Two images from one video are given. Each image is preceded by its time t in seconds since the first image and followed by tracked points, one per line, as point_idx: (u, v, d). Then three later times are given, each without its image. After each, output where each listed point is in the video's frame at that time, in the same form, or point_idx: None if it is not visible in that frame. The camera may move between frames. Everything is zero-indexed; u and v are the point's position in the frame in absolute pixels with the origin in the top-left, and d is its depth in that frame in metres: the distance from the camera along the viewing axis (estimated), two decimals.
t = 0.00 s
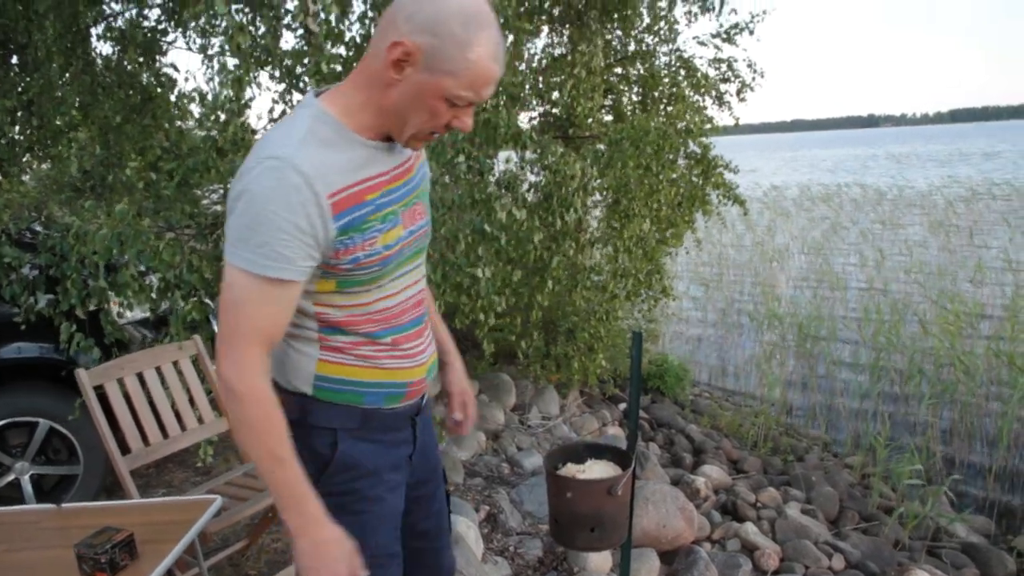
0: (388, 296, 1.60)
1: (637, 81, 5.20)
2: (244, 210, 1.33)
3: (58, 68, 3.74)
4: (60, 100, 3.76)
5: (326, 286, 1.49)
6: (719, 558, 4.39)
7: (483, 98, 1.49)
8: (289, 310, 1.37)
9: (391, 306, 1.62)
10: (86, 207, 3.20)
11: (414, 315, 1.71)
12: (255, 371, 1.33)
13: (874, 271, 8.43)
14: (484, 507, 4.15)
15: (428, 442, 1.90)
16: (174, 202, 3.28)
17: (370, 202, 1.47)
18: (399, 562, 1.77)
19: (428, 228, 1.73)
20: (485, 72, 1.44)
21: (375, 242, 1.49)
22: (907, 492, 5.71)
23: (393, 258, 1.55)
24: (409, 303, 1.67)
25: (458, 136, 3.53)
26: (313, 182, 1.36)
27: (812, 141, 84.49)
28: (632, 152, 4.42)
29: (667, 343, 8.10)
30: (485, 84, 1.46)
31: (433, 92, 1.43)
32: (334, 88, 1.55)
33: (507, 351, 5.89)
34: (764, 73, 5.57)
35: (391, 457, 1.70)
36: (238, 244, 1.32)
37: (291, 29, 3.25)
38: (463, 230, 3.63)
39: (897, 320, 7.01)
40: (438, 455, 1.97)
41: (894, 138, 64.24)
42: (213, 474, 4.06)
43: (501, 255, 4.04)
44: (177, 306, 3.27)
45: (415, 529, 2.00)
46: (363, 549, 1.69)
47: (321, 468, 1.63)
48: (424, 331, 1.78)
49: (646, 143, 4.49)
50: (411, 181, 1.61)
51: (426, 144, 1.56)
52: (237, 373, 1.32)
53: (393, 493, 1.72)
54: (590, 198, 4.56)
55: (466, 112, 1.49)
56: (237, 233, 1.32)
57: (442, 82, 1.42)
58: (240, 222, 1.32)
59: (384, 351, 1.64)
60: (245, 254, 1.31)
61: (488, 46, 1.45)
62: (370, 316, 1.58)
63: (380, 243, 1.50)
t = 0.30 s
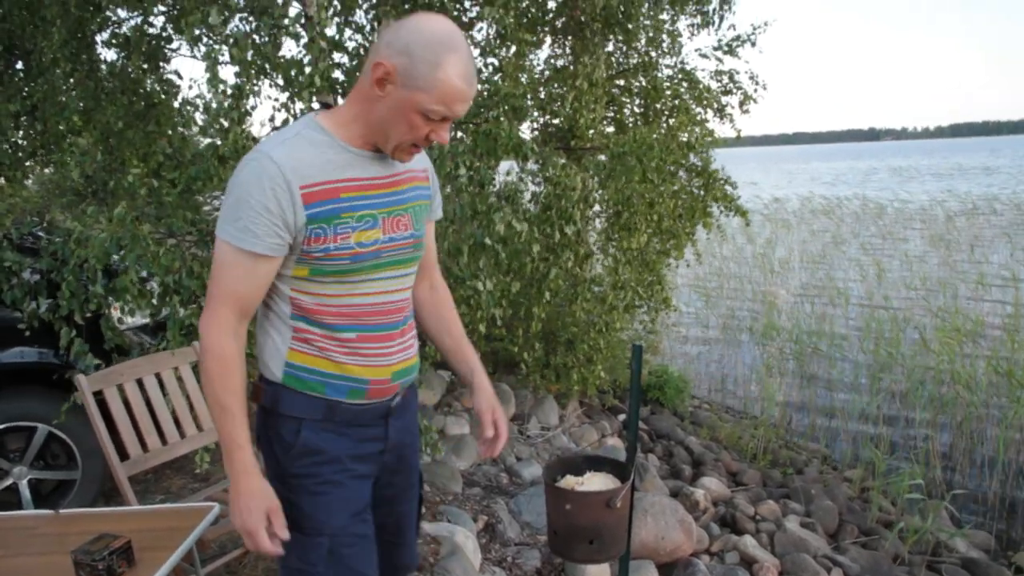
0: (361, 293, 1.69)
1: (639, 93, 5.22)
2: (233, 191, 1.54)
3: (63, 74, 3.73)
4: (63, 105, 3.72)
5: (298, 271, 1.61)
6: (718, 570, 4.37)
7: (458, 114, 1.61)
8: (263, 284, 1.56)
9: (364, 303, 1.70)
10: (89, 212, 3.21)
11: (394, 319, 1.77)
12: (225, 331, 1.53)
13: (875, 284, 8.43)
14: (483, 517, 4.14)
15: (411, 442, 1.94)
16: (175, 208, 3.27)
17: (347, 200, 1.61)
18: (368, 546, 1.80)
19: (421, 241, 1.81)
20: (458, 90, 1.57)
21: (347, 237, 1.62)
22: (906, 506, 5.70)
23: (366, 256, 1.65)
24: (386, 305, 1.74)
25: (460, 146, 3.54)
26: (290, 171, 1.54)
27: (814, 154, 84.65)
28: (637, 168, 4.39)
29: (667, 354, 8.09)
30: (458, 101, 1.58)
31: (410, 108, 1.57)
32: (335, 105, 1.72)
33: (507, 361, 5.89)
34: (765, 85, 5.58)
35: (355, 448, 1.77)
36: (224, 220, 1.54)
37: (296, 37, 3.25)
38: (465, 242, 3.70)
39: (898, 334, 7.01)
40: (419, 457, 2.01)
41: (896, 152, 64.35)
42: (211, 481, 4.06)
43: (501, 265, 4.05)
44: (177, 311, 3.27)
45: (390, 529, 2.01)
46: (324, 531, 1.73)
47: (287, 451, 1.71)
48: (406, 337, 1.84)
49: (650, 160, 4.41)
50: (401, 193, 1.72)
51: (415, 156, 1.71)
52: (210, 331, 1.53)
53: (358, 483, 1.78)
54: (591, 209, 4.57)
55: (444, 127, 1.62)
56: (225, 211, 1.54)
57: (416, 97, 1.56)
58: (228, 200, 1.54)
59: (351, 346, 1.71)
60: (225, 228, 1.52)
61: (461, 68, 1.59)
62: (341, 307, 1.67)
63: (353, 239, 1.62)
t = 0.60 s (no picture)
0: (353, 293, 1.78)
1: (646, 110, 5.27)
2: (248, 185, 1.71)
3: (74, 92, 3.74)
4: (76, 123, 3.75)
5: (294, 264, 1.74)
6: None
7: (459, 134, 1.76)
8: (262, 272, 1.71)
9: (355, 304, 1.78)
10: (99, 230, 3.24)
11: (386, 326, 1.84)
12: (224, 314, 1.70)
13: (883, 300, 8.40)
14: (489, 535, 4.12)
15: (402, 454, 1.97)
16: (184, 225, 3.27)
17: (346, 203, 1.74)
18: (339, 547, 1.83)
19: (423, 257, 1.90)
20: (458, 110, 1.73)
21: (342, 237, 1.73)
22: (917, 525, 5.65)
23: (359, 258, 1.75)
24: (378, 310, 1.81)
25: (468, 163, 3.56)
26: (293, 170, 1.70)
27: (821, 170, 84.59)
28: (642, 184, 4.43)
29: (674, 371, 8.07)
30: (459, 120, 1.74)
31: (412, 125, 1.73)
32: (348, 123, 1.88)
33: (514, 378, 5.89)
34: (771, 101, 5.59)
35: (335, 449, 1.82)
36: (237, 210, 1.71)
37: (303, 55, 3.27)
38: (472, 259, 3.68)
39: (906, 351, 6.97)
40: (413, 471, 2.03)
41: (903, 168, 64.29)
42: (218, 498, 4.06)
43: (509, 282, 4.06)
44: (185, 328, 3.30)
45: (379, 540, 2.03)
46: (293, 523, 1.78)
47: (266, 443, 1.79)
48: (399, 347, 1.90)
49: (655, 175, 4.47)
50: (403, 207, 1.83)
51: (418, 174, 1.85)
52: (213, 313, 1.70)
53: (335, 484, 1.83)
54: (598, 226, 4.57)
55: (446, 146, 1.77)
56: (239, 202, 1.72)
57: (419, 114, 1.71)
58: (242, 193, 1.71)
59: (337, 343, 1.79)
60: (236, 218, 1.70)
61: (463, 91, 1.75)
62: (332, 304, 1.77)
63: (348, 239, 1.73)
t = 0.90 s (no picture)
0: (359, 291, 1.87)
1: (659, 102, 5.21)
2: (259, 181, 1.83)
3: (93, 97, 3.76)
4: (96, 128, 3.76)
5: (303, 261, 1.83)
6: None
7: (414, 113, 1.79)
8: (272, 268, 1.81)
9: (361, 301, 1.88)
10: (121, 232, 3.30)
11: (392, 324, 1.93)
12: (238, 308, 1.81)
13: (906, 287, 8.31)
14: (513, 528, 4.14)
15: (411, 450, 2.07)
16: (204, 227, 3.29)
17: (353, 202, 1.82)
18: (337, 541, 1.96)
19: (432, 254, 1.96)
20: (410, 87, 1.77)
21: (348, 234, 1.81)
22: (944, 513, 5.60)
23: (364, 255, 1.84)
24: (384, 308, 1.90)
25: (481, 157, 3.60)
26: (300, 169, 1.78)
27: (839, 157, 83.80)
28: (656, 173, 4.47)
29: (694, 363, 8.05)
30: (412, 98, 1.77)
31: (375, 106, 1.81)
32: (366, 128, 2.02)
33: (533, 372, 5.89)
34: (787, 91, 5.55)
35: (336, 445, 1.94)
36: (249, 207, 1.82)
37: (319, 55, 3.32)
38: (487, 254, 3.77)
39: (930, 338, 6.90)
40: (425, 467, 2.11)
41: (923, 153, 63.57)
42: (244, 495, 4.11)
43: (527, 276, 4.06)
44: (208, 330, 3.33)
45: (396, 533, 2.10)
46: (294, 514, 1.92)
47: (275, 432, 1.95)
48: (407, 345, 1.98)
49: (670, 164, 4.53)
50: (411, 206, 1.90)
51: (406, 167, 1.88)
52: (228, 308, 1.81)
53: (338, 479, 1.96)
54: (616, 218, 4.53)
55: (405, 127, 1.80)
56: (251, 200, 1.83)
57: (378, 93, 1.80)
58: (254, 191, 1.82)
59: (343, 339, 1.89)
60: (247, 216, 1.80)
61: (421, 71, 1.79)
62: (339, 301, 1.86)
63: (353, 237, 1.82)
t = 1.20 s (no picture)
0: (391, 292, 1.91)
1: (713, 93, 5.14)
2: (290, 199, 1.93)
3: (158, 99, 3.84)
4: (160, 128, 3.93)
5: (335, 267, 1.91)
6: None
7: (378, 104, 1.79)
8: (308, 276, 1.91)
9: (393, 302, 1.92)
10: (185, 229, 3.41)
11: (429, 321, 1.96)
12: (283, 317, 1.93)
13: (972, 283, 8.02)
14: (567, 524, 4.15)
15: (464, 445, 2.09)
16: (264, 224, 3.29)
17: (370, 204, 1.84)
18: (387, 534, 2.02)
19: (464, 244, 1.95)
20: (368, 79, 1.78)
21: (368, 237, 1.84)
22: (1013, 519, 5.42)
23: (388, 255, 1.86)
24: (417, 306, 1.93)
25: (534, 151, 3.63)
26: (315, 179, 1.84)
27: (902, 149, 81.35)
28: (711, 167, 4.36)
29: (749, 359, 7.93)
30: (371, 90, 1.78)
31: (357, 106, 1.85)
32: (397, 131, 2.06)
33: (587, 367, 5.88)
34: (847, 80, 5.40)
35: (384, 442, 1.99)
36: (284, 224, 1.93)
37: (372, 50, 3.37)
38: (537, 248, 3.74)
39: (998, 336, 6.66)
40: (480, 461, 2.12)
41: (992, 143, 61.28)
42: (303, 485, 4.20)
43: (578, 271, 4.04)
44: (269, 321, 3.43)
45: (451, 528, 2.13)
46: (344, 507, 2.00)
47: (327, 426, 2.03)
48: (450, 342, 2.00)
49: (724, 156, 4.44)
50: (431, 199, 1.90)
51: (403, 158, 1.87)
52: (275, 319, 1.93)
53: (389, 475, 2.01)
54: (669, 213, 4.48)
55: (377, 119, 1.80)
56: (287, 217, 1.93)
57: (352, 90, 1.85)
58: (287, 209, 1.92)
59: (382, 340, 1.94)
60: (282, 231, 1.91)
61: (381, 61, 1.79)
62: (372, 303, 1.92)
63: (374, 239, 1.84)
